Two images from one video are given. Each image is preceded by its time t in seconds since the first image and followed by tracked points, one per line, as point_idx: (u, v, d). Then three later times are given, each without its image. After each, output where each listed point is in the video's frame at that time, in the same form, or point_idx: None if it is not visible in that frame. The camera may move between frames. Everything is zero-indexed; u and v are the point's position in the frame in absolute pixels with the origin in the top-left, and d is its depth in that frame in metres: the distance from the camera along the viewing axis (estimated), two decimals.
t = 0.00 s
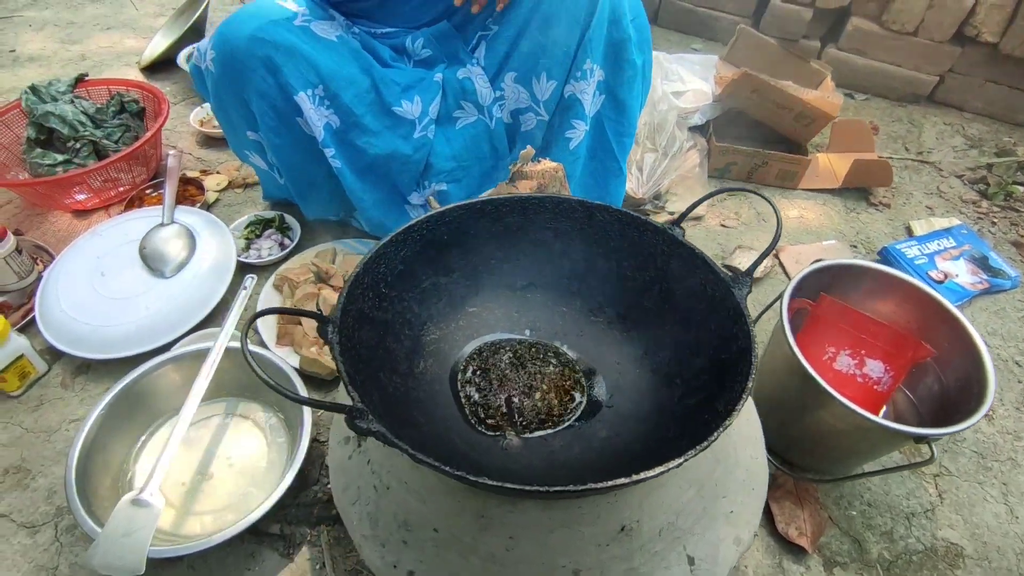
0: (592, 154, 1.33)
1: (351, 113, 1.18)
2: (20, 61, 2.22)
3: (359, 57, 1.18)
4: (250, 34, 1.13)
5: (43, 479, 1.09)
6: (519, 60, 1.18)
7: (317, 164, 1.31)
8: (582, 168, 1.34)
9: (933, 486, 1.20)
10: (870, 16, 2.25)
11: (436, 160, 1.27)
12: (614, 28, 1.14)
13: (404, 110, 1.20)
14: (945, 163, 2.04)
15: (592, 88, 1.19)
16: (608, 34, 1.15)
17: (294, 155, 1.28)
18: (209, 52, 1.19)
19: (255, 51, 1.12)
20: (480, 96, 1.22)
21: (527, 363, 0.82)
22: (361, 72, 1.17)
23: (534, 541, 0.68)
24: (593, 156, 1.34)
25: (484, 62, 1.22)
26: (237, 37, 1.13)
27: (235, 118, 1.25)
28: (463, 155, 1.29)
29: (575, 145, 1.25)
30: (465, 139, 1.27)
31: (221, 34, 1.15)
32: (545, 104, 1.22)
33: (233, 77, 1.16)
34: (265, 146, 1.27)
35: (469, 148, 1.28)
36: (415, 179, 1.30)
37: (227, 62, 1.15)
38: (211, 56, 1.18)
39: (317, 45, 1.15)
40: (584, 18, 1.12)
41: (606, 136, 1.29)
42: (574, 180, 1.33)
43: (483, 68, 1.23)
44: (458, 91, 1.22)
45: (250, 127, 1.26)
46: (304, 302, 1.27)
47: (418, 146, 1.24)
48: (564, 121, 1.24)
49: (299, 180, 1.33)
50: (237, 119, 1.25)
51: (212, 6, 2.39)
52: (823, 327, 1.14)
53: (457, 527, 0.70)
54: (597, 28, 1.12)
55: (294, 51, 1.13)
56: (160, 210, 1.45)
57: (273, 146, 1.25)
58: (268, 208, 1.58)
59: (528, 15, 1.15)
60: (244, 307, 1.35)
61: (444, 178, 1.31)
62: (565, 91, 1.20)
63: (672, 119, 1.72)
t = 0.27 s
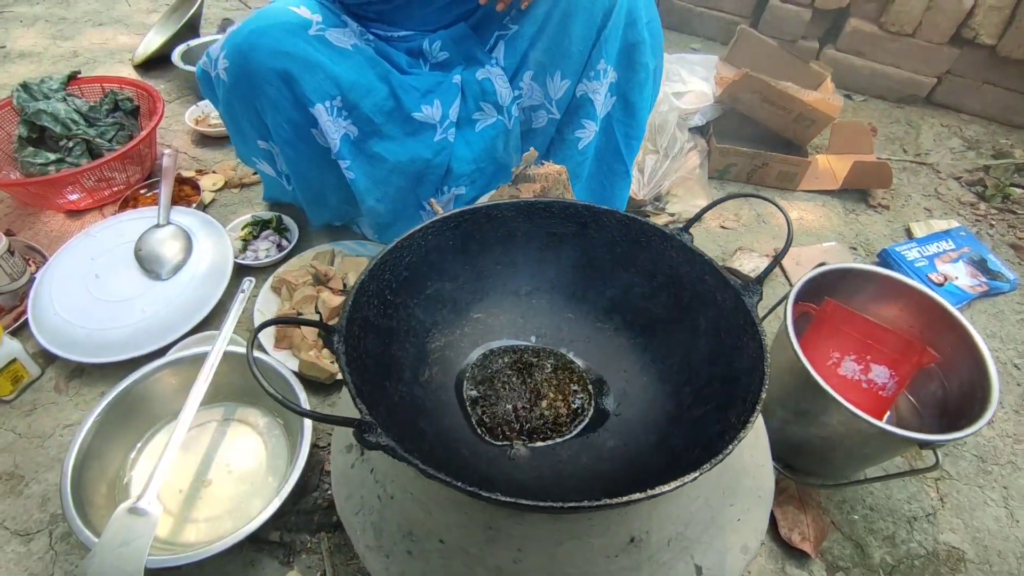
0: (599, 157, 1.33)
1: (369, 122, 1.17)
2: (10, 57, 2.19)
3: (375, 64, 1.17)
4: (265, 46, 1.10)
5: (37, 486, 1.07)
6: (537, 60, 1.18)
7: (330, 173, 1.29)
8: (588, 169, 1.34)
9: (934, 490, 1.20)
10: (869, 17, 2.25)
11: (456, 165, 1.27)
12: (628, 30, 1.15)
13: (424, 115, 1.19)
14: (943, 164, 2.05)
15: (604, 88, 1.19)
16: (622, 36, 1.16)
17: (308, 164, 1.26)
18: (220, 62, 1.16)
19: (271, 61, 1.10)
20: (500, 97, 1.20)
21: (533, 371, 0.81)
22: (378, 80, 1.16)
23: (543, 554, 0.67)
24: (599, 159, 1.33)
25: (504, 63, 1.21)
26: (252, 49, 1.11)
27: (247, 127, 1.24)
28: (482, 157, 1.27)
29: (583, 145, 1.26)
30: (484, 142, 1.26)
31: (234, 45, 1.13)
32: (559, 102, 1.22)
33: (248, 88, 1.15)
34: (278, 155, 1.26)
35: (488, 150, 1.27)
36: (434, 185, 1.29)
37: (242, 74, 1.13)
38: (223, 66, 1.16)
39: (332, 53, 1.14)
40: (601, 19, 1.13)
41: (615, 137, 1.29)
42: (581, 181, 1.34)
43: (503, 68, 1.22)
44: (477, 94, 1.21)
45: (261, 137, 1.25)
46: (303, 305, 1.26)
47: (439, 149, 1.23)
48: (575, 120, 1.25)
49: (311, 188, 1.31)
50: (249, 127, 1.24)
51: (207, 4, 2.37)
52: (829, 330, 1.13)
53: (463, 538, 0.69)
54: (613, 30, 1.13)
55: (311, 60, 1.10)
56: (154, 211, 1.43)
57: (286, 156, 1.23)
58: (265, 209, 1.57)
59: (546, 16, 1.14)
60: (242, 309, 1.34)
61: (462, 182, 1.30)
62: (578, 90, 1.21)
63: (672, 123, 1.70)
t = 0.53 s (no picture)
0: (602, 169, 1.35)
1: (384, 136, 1.18)
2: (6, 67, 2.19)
3: (389, 80, 1.19)
4: (278, 66, 1.09)
5: (28, 500, 1.06)
6: (547, 73, 1.23)
7: (340, 187, 1.29)
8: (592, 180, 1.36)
9: (927, 507, 1.21)
10: (860, 38, 2.29)
11: (469, 175, 1.27)
12: (636, 44, 1.19)
13: (438, 128, 1.20)
14: (933, 183, 2.08)
15: (611, 100, 1.22)
16: (630, 50, 1.19)
17: (319, 179, 1.24)
18: (230, 79, 1.14)
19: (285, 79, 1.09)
20: (512, 108, 1.24)
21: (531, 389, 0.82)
22: (392, 95, 1.17)
23: (543, 572, 0.67)
24: (602, 173, 1.35)
25: (516, 75, 1.26)
26: (264, 68, 1.10)
27: (255, 143, 1.22)
28: (494, 167, 1.29)
29: (589, 156, 1.28)
30: (498, 151, 1.27)
31: (245, 63, 1.11)
32: (566, 112, 1.25)
33: (260, 106, 1.13)
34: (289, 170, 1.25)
35: (501, 160, 1.28)
36: (447, 196, 1.30)
37: (254, 92, 1.11)
38: (233, 82, 1.13)
39: (345, 71, 1.16)
40: (609, 34, 1.17)
41: (619, 150, 1.30)
42: (585, 193, 1.36)
43: (514, 81, 1.27)
44: (490, 105, 1.24)
45: (270, 151, 1.24)
46: (298, 318, 1.26)
47: (452, 161, 1.24)
48: (580, 133, 1.27)
49: (320, 204, 1.30)
50: (258, 143, 1.23)
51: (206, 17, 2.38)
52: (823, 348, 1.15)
53: (462, 557, 0.69)
54: (621, 45, 1.17)
55: (325, 79, 1.11)
56: (151, 223, 1.43)
57: (296, 172, 1.22)
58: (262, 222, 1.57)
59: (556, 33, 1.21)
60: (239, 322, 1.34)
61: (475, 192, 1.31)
62: (585, 103, 1.23)
63: (668, 137, 1.74)
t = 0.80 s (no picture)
0: (610, 216, 1.42)
1: (397, 189, 1.22)
2: (38, 116, 2.30)
3: (403, 135, 1.23)
4: (299, 120, 1.14)
5: (42, 543, 1.07)
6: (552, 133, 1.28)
7: (353, 234, 1.34)
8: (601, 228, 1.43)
9: (938, 558, 1.20)
10: (858, 90, 2.38)
11: (477, 229, 1.34)
12: (640, 101, 1.24)
13: (449, 183, 1.26)
14: (934, 231, 2.11)
15: (618, 154, 1.29)
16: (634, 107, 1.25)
17: (334, 226, 1.30)
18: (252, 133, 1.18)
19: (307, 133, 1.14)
20: (519, 165, 1.30)
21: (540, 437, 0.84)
22: (406, 150, 1.22)
23: None
24: (610, 222, 1.43)
25: (523, 134, 1.31)
26: (285, 121, 1.14)
27: (276, 193, 1.27)
28: (501, 220, 1.36)
29: (599, 208, 1.36)
30: (503, 206, 1.34)
31: (269, 116, 1.15)
32: (573, 168, 1.33)
33: (281, 159, 1.17)
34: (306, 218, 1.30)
35: (507, 214, 1.36)
36: (456, 248, 1.36)
37: (276, 145, 1.16)
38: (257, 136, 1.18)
39: (364, 125, 1.20)
40: (613, 95, 1.21)
41: (628, 198, 1.38)
42: (593, 238, 1.43)
43: (521, 139, 1.32)
44: (498, 162, 1.30)
45: (289, 201, 1.29)
46: (312, 362, 1.29)
47: (462, 215, 1.30)
48: (591, 185, 1.34)
49: (333, 249, 1.36)
50: (278, 193, 1.28)
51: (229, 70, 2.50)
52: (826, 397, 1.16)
53: None
54: (626, 103, 1.22)
55: (345, 133, 1.16)
56: (171, 267, 1.48)
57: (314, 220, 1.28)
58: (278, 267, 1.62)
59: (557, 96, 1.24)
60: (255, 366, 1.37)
61: (483, 245, 1.38)
62: (592, 159, 1.30)
63: (672, 188, 1.79)
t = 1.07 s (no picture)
0: (603, 303, 1.47)
1: (384, 273, 1.30)
2: (76, 189, 2.46)
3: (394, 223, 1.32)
4: (298, 211, 1.26)
5: None
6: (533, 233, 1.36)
7: (349, 314, 1.44)
8: (596, 314, 1.48)
9: None
10: (853, 167, 2.48)
11: (458, 313, 1.42)
12: (623, 198, 1.31)
13: (431, 271, 1.34)
14: (933, 304, 2.15)
15: (604, 249, 1.36)
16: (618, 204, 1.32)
17: (329, 305, 1.39)
18: (259, 219, 1.31)
19: (303, 220, 1.25)
20: (500, 258, 1.38)
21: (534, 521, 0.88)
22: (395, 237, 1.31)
23: None
24: (601, 309, 1.48)
25: (506, 228, 1.38)
26: (286, 211, 1.27)
27: (277, 275, 1.39)
28: (484, 307, 1.43)
29: (590, 297, 1.42)
30: (485, 294, 1.42)
31: (271, 209, 1.29)
32: (561, 264, 1.39)
33: (281, 244, 1.29)
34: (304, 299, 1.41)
35: (489, 302, 1.42)
36: (438, 332, 1.43)
37: (276, 232, 1.28)
38: (260, 224, 1.31)
39: (359, 212, 1.30)
40: (596, 195, 1.30)
41: (618, 285, 1.43)
42: (587, 325, 1.47)
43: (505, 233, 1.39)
44: (480, 254, 1.38)
45: (290, 283, 1.40)
46: (320, 436, 1.35)
47: (444, 302, 1.39)
48: (581, 277, 1.41)
49: (331, 328, 1.45)
50: (279, 277, 1.38)
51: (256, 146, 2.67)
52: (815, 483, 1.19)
53: None
54: (609, 203, 1.29)
55: (337, 220, 1.26)
56: (191, 339, 1.55)
57: (311, 301, 1.38)
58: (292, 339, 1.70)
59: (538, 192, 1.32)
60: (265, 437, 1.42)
61: (464, 329, 1.44)
62: (581, 254, 1.37)
63: (671, 265, 1.87)
